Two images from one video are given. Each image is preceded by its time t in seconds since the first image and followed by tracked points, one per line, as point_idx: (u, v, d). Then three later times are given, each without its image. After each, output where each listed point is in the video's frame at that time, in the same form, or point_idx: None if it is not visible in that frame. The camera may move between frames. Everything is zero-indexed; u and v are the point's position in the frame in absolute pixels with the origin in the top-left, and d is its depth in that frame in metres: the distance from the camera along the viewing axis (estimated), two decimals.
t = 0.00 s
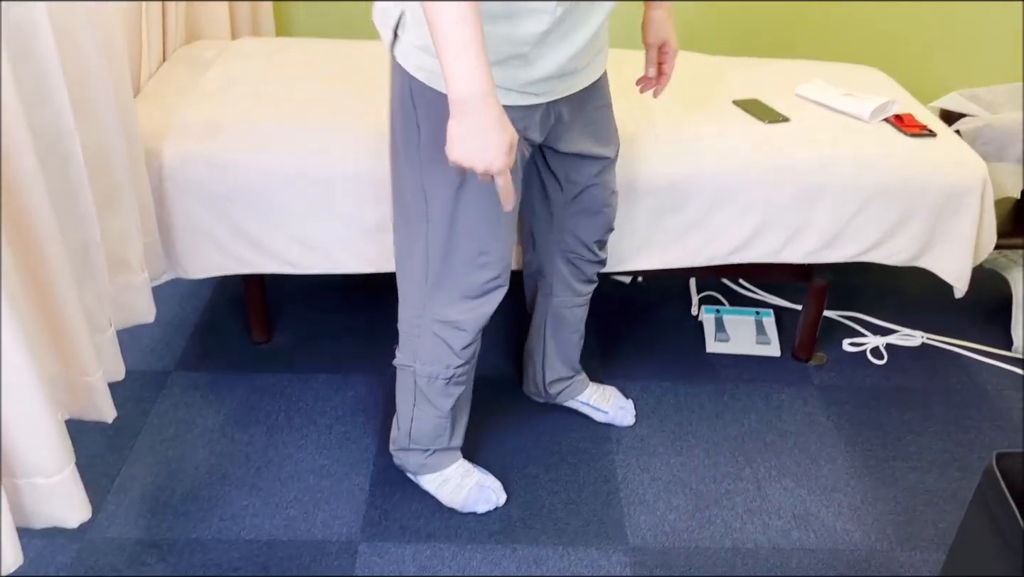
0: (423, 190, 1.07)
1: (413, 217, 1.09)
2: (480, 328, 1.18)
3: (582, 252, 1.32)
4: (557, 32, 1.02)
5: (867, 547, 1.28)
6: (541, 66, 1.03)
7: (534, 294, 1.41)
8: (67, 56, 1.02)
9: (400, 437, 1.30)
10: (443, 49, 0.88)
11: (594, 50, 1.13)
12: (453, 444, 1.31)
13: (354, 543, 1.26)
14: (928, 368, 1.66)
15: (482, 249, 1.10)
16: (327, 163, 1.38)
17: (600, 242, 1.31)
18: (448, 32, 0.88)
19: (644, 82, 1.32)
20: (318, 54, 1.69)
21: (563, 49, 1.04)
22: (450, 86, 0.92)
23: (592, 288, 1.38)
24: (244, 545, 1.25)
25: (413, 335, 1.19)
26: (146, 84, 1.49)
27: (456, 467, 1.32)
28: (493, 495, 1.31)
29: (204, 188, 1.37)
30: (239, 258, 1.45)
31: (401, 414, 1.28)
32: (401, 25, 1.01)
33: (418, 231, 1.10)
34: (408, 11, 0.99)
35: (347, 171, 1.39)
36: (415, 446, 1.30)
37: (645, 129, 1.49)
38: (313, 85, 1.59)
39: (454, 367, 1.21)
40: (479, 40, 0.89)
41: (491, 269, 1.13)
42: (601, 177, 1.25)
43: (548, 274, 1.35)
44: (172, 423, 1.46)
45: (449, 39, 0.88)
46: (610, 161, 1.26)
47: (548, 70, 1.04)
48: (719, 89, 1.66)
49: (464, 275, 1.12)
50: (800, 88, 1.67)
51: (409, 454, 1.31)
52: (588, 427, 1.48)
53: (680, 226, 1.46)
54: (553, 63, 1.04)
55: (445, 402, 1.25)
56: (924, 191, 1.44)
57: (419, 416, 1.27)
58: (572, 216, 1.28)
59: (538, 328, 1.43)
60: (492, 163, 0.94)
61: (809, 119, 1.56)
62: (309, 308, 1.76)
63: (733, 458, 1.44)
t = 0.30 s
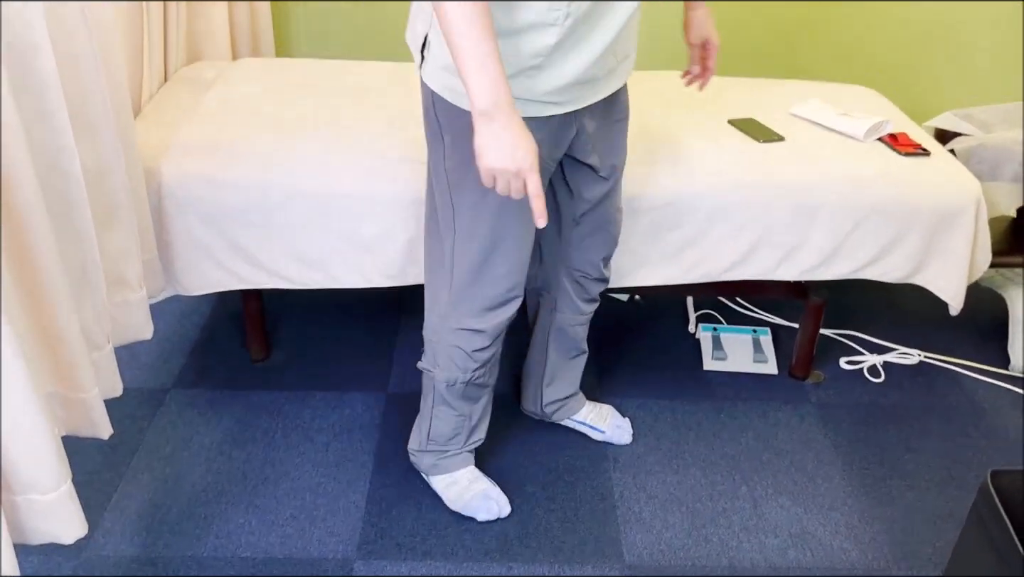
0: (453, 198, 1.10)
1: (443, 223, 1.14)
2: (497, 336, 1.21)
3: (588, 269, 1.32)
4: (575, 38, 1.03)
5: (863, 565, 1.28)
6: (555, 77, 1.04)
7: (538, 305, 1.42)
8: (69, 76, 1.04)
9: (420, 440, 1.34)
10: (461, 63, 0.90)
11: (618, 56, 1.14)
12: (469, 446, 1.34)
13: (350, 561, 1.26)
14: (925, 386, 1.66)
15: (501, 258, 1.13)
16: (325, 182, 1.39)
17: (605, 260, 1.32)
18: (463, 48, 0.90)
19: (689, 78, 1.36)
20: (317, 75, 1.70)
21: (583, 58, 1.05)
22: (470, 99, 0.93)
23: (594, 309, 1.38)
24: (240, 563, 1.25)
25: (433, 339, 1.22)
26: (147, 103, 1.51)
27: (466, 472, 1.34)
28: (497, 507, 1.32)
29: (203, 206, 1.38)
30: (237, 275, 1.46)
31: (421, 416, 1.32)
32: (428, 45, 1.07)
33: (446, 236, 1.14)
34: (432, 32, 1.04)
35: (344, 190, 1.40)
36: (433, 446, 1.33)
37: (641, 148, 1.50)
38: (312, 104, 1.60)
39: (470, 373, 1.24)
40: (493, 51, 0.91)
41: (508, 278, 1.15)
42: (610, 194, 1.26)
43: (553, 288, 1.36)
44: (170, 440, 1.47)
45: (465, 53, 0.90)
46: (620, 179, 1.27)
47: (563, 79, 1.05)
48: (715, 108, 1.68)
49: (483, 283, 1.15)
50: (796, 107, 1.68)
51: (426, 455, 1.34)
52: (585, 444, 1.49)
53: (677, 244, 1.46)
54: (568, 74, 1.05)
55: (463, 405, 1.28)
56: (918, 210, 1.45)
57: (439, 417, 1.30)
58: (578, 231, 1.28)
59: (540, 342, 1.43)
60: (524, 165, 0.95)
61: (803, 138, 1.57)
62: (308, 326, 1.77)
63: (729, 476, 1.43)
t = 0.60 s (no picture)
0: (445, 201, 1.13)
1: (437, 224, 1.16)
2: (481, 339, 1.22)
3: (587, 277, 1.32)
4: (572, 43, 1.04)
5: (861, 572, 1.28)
6: (556, 79, 1.06)
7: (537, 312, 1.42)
8: (68, 83, 1.05)
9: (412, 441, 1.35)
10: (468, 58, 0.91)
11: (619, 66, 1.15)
12: (459, 450, 1.34)
13: (347, 568, 1.26)
14: (922, 394, 1.66)
15: (488, 260, 1.15)
16: (325, 189, 1.40)
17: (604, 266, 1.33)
18: (470, 43, 0.91)
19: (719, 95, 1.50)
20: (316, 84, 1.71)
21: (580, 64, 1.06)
22: (474, 92, 0.94)
23: (593, 316, 1.38)
24: (238, 570, 1.25)
25: (422, 337, 1.24)
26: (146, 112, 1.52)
27: (461, 481, 1.34)
28: (494, 515, 1.32)
29: (202, 214, 1.39)
30: (236, 284, 1.46)
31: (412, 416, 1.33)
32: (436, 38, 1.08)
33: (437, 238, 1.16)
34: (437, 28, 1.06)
35: (343, 198, 1.40)
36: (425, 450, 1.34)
37: (638, 157, 1.51)
38: (311, 113, 1.61)
39: (456, 375, 1.25)
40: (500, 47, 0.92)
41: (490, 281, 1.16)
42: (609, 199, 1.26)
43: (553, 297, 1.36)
44: (168, 448, 1.47)
45: (473, 48, 0.91)
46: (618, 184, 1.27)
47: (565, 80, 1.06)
48: (711, 117, 1.69)
49: (469, 284, 1.17)
50: (792, 117, 1.70)
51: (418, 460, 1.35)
52: (582, 452, 1.49)
53: (675, 252, 1.47)
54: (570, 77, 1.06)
55: (451, 405, 1.29)
56: (914, 218, 1.46)
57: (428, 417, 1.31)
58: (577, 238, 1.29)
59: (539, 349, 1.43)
60: (519, 164, 0.97)
61: (800, 147, 1.58)
62: (307, 334, 1.78)
63: (727, 484, 1.44)
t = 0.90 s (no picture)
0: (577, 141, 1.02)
1: (556, 145, 1.03)
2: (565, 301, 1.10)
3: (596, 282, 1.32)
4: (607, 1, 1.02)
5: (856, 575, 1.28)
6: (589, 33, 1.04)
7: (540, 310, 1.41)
8: (62, 88, 1.05)
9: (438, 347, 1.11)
10: (448, 54, 0.90)
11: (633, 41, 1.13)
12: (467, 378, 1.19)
13: (343, 572, 1.26)
14: (918, 398, 1.67)
15: (612, 229, 1.04)
16: (322, 193, 1.40)
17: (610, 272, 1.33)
18: (454, 41, 0.90)
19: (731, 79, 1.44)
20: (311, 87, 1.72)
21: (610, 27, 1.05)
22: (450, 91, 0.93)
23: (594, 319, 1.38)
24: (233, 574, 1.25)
25: (505, 261, 1.08)
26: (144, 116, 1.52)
27: (453, 387, 1.18)
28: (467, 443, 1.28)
29: (198, 218, 1.39)
30: (232, 287, 1.46)
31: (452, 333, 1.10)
32: None
33: (552, 173, 1.04)
34: None
35: (339, 201, 1.40)
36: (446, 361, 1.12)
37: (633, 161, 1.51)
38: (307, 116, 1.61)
39: (528, 323, 1.10)
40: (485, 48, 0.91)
41: (596, 253, 1.05)
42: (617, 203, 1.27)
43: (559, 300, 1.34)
44: (164, 451, 1.47)
45: (458, 42, 0.90)
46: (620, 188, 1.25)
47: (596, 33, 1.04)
48: (707, 122, 1.69)
49: (587, 241, 1.04)
50: (788, 121, 1.70)
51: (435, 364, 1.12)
52: (579, 456, 1.49)
53: (670, 256, 1.47)
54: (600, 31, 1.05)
55: (501, 350, 1.12)
56: (908, 222, 1.46)
57: (471, 333, 1.09)
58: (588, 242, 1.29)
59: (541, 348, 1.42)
60: (480, 168, 0.95)
61: (795, 152, 1.58)
62: (303, 338, 1.78)
63: (723, 487, 1.44)
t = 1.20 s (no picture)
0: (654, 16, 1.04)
1: (626, 15, 1.03)
2: (635, 155, 1.12)
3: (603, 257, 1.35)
4: None
5: None
6: None
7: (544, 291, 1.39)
8: (58, 91, 1.06)
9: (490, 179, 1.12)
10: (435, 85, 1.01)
11: None
12: (487, 206, 1.18)
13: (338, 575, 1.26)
14: (914, 401, 1.67)
15: (698, 89, 1.07)
16: (319, 196, 1.40)
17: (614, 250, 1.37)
18: (445, 75, 1.01)
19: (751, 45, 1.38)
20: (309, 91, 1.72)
21: None
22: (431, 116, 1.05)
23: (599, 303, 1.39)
24: None
25: (574, 103, 1.07)
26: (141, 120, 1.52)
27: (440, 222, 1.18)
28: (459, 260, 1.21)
29: (194, 222, 1.39)
30: (229, 290, 1.46)
31: (510, 157, 1.10)
32: None
33: (635, 37, 1.04)
34: None
35: (336, 204, 1.40)
36: (493, 192, 1.14)
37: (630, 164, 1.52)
38: (304, 120, 1.61)
39: (589, 164, 1.12)
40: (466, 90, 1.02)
41: (676, 112, 1.08)
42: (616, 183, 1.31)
43: (567, 271, 1.35)
44: (160, 454, 1.47)
45: (444, 79, 1.01)
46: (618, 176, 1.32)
47: None
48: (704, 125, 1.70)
49: (672, 94, 1.06)
50: (784, 124, 1.71)
51: (477, 190, 1.14)
52: (576, 459, 1.49)
53: (667, 258, 1.47)
54: None
55: (561, 186, 1.14)
56: (904, 225, 1.46)
57: (528, 163, 1.10)
58: (590, 217, 1.31)
59: (548, 334, 1.40)
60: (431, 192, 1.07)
61: (791, 155, 1.59)
62: (301, 341, 1.78)
63: (719, 490, 1.44)
